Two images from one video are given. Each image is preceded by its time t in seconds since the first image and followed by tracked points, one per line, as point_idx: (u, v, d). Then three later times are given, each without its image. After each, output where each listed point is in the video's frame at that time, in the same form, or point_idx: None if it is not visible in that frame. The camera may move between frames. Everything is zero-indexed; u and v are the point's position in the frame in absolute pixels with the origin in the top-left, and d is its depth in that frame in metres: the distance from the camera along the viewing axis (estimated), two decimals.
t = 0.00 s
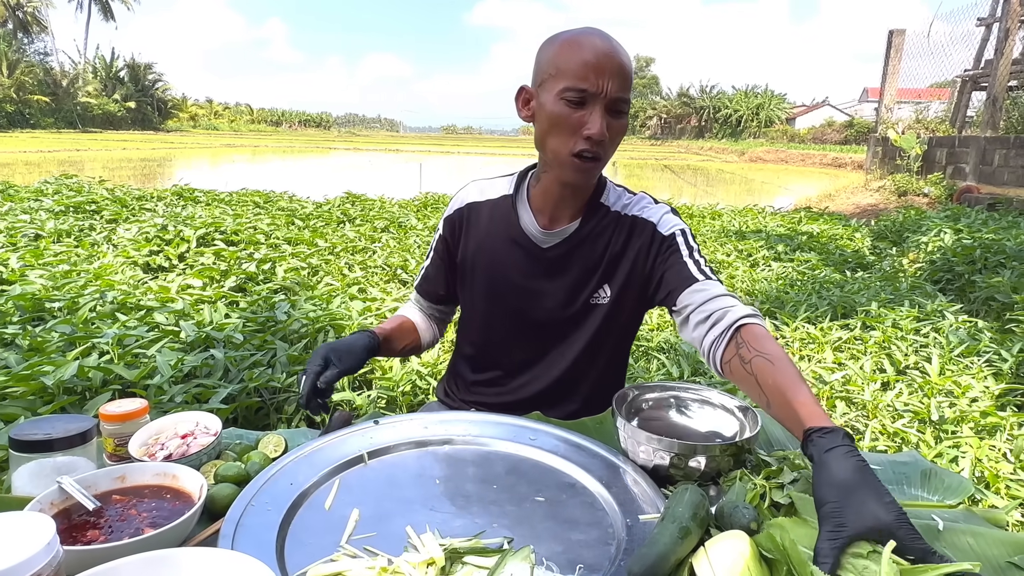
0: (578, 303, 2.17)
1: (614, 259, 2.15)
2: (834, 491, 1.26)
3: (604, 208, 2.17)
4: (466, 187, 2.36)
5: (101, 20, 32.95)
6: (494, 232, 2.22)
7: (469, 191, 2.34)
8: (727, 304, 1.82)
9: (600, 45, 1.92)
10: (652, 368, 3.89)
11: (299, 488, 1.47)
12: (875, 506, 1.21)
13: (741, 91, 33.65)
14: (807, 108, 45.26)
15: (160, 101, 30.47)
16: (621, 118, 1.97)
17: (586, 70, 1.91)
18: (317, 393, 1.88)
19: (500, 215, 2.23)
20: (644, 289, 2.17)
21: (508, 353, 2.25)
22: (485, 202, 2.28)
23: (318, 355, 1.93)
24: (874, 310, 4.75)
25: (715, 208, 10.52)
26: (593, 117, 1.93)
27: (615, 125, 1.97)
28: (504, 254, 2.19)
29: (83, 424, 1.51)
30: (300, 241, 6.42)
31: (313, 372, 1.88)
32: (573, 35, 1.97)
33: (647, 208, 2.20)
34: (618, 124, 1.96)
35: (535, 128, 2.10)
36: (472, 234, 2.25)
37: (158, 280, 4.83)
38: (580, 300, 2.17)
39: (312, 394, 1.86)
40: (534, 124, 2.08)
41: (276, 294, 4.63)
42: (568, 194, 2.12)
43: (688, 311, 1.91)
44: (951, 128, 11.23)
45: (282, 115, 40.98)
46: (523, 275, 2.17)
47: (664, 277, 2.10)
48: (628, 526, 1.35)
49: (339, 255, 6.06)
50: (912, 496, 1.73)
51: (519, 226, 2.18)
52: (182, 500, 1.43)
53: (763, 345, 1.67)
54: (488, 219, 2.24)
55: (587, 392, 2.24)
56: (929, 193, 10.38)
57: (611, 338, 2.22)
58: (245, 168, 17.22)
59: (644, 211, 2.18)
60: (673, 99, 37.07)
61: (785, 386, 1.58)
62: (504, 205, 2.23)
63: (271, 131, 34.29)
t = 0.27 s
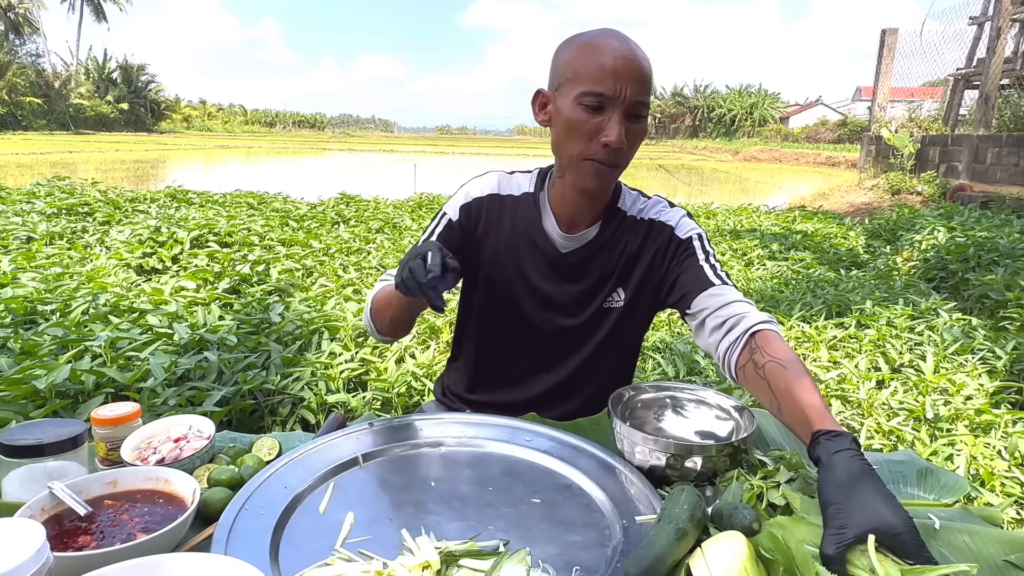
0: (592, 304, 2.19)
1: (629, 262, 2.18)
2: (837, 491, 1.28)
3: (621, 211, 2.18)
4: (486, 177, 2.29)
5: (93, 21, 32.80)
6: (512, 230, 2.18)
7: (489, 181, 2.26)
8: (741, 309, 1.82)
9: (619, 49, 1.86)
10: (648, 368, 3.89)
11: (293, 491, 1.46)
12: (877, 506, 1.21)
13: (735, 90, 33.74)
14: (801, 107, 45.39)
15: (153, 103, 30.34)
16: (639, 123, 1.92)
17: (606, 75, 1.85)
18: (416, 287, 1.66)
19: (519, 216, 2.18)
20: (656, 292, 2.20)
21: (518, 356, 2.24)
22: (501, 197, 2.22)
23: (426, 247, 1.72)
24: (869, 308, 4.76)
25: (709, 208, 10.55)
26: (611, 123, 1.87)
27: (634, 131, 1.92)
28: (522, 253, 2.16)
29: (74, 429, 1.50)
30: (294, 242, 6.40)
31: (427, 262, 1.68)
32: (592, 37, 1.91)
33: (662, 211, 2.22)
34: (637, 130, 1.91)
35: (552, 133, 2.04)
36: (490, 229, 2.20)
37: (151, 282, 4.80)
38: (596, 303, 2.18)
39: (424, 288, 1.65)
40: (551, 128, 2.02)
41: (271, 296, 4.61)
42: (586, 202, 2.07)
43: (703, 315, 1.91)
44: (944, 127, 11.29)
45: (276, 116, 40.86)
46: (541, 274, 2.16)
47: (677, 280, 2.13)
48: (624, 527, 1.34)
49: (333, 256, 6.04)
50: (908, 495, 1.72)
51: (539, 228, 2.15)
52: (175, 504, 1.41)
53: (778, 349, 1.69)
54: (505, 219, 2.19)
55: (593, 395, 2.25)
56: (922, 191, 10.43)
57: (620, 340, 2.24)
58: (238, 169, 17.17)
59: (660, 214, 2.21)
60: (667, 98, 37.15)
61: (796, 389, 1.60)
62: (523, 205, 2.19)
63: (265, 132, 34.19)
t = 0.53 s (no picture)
0: (599, 308, 2.12)
1: (638, 265, 2.09)
2: (854, 484, 1.33)
3: (630, 215, 2.07)
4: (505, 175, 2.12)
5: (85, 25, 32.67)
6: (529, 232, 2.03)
7: (508, 180, 2.09)
8: (745, 314, 1.80)
9: (626, 50, 1.76)
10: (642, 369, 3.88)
11: (284, 498, 1.44)
12: (891, 501, 1.28)
13: (728, 91, 33.87)
14: (793, 108, 45.57)
15: (146, 106, 30.22)
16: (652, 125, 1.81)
17: (617, 77, 1.74)
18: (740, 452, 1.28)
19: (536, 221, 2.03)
20: (663, 293, 2.14)
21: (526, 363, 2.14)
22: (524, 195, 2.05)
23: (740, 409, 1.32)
24: (862, 308, 4.77)
25: (703, 208, 10.57)
26: (623, 124, 1.76)
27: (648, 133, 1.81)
28: (535, 258, 2.03)
29: (62, 436, 1.49)
30: (287, 245, 6.38)
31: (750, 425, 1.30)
32: (597, 40, 1.81)
33: (671, 215, 2.12)
34: (651, 132, 1.80)
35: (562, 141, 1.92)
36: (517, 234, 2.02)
37: (143, 286, 4.77)
38: (606, 307, 2.12)
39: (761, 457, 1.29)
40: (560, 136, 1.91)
41: (263, 299, 4.59)
42: (598, 207, 1.97)
43: (709, 317, 1.87)
44: (936, 126, 11.36)
45: (269, 118, 40.77)
46: (553, 280, 2.04)
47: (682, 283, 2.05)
48: (618, 532, 1.33)
49: (327, 259, 6.02)
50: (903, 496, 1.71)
51: (557, 236, 2.00)
52: (164, 512, 1.40)
53: (786, 352, 1.68)
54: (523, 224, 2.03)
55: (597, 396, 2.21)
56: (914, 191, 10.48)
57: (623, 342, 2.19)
58: (231, 172, 17.11)
59: (669, 218, 2.11)
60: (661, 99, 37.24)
61: (809, 389, 1.60)
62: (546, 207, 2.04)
63: (258, 135, 34.10)
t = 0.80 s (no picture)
0: (603, 324, 2.02)
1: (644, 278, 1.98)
2: (849, 487, 1.35)
3: (635, 227, 1.94)
4: (518, 191, 1.95)
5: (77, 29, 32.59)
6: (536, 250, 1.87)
7: (523, 197, 1.92)
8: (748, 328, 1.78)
9: (635, 63, 1.63)
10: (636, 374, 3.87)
11: (272, 508, 1.43)
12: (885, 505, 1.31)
13: (721, 94, 34.01)
14: (787, 110, 45.77)
15: (139, 111, 30.15)
16: (664, 140, 1.69)
17: (626, 93, 1.61)
18: None
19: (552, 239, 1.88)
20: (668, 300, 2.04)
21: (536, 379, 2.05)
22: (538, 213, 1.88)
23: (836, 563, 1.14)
24: (855, 310, 4.78)
25: (696, 211, 10.60)
26: (634, 143, 1.64)
27: (660, 148, 1.69)
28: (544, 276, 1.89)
29: (45, 448, 1.48)
30: (280, 250, 6.35)
31: None
32: (602, 53, 1.68)
33: (675, 226, 2.01)
34: (663, 147, 1.69)
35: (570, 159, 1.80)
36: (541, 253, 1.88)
37: (134, 293, 4.74)
38: (613, 321, 2.02)
39: None
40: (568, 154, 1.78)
41: (255, 305, 4.57)
42: (608, 225, 1.85)
43: (714, 330, 1.83)
44: (928, 128, 11.43)
45: (263, 122, 40.71)
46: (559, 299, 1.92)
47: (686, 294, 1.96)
48: (607, 541, 1.33)
49: (319, 264, 6.00)
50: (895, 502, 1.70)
51: (569, 257, 1.88)
52: (148, 524, 1.38)
53: (788, 367, 1.67)
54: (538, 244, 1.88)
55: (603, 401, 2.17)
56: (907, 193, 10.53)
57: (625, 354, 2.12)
58: (225, 176, 17.07)
59: (673, 229, 2.00)
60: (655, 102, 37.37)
61: (807, 399, 1.60)
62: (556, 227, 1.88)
63: (252, 139, 34.04)
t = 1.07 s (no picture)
0: (599, 333, 2.01)
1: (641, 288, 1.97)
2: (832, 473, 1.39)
3: (631, 236, 1.93)
4: (511, 199, 1.96)
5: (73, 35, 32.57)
6: (531, 259, 1.86)
7: (514, 206, 1.92)
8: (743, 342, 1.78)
9: (631, 75, 1.61)
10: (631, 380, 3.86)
11: (259, 517, 1.42)
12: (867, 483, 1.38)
13: (717, 98, 34.15)
14: (782, 115, 45.96)
15: (135, 116, 30.12)
16: (658, 154, 1.68)
17: (620, 107, 1.60)
18: None
19: (545, 247, 1.87)
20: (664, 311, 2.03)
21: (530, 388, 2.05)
22: (531, 222, 1.87)
23: (792, 559, 1.13)
24: (850, 315, 4.78)
25: (691, 216, 10.62)
26: (627, 159, 1.63)
27: (653, 162, 1.68)
28: (540, 285, 1.89)
29: (28, 458, 1.47)
30: (274, 256, 6.33)
31: None
32: (599, 63, 1.66)
33: (671, 236, 1.99)
34: (656, 162, 1.68)
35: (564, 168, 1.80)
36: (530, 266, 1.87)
37: (127, 299, 4.72)
38: (609, 330, 2.01)
39: None
40: (562, 165, 1.78)
41: (248, 311, 4.55)
42: (601, 235, 1.85)
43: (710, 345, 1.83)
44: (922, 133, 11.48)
45: (259, 128, 40.68)
46: (555, 308, 1.91)
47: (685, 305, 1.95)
48: (597, 549, 1.31)
49: (314, 270, 5.98)
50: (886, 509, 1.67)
51: (564, 264, 1.87)
52: (132, 535, 1.36)
53: (782, 380, 1.67)
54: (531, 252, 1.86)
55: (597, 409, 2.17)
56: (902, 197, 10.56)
57: (620, 363, 2.11)
58: (220, 182, 17.02)
59: (669, 239, 1.98)
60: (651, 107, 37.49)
61: (799, 408, 1.60)
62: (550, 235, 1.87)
63: (248, 145, 34.01)
